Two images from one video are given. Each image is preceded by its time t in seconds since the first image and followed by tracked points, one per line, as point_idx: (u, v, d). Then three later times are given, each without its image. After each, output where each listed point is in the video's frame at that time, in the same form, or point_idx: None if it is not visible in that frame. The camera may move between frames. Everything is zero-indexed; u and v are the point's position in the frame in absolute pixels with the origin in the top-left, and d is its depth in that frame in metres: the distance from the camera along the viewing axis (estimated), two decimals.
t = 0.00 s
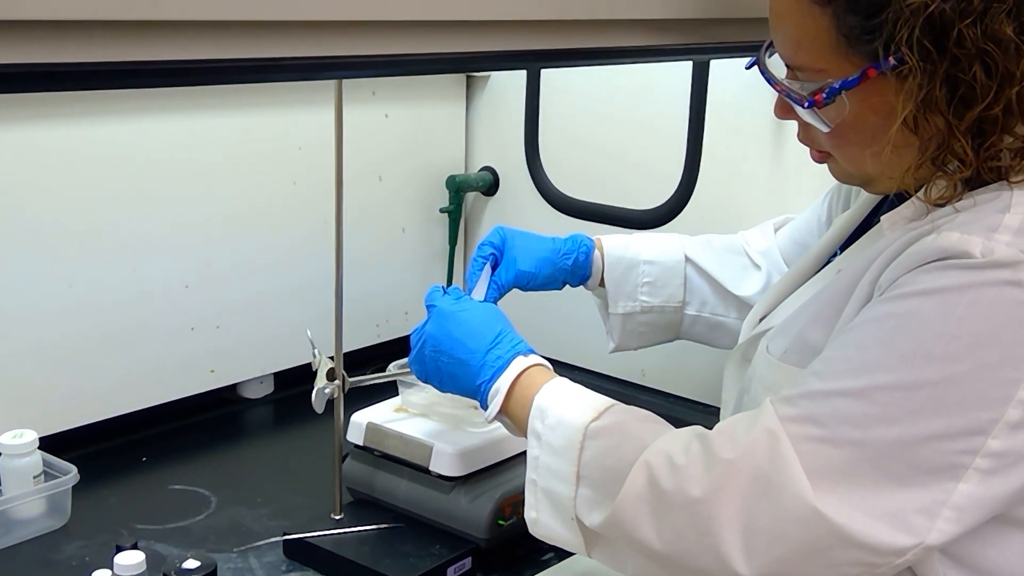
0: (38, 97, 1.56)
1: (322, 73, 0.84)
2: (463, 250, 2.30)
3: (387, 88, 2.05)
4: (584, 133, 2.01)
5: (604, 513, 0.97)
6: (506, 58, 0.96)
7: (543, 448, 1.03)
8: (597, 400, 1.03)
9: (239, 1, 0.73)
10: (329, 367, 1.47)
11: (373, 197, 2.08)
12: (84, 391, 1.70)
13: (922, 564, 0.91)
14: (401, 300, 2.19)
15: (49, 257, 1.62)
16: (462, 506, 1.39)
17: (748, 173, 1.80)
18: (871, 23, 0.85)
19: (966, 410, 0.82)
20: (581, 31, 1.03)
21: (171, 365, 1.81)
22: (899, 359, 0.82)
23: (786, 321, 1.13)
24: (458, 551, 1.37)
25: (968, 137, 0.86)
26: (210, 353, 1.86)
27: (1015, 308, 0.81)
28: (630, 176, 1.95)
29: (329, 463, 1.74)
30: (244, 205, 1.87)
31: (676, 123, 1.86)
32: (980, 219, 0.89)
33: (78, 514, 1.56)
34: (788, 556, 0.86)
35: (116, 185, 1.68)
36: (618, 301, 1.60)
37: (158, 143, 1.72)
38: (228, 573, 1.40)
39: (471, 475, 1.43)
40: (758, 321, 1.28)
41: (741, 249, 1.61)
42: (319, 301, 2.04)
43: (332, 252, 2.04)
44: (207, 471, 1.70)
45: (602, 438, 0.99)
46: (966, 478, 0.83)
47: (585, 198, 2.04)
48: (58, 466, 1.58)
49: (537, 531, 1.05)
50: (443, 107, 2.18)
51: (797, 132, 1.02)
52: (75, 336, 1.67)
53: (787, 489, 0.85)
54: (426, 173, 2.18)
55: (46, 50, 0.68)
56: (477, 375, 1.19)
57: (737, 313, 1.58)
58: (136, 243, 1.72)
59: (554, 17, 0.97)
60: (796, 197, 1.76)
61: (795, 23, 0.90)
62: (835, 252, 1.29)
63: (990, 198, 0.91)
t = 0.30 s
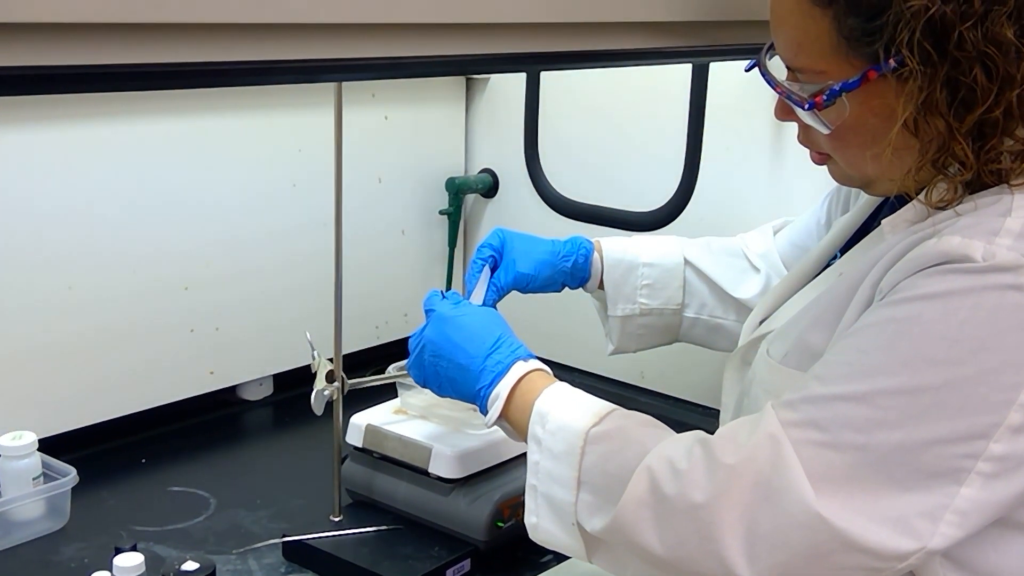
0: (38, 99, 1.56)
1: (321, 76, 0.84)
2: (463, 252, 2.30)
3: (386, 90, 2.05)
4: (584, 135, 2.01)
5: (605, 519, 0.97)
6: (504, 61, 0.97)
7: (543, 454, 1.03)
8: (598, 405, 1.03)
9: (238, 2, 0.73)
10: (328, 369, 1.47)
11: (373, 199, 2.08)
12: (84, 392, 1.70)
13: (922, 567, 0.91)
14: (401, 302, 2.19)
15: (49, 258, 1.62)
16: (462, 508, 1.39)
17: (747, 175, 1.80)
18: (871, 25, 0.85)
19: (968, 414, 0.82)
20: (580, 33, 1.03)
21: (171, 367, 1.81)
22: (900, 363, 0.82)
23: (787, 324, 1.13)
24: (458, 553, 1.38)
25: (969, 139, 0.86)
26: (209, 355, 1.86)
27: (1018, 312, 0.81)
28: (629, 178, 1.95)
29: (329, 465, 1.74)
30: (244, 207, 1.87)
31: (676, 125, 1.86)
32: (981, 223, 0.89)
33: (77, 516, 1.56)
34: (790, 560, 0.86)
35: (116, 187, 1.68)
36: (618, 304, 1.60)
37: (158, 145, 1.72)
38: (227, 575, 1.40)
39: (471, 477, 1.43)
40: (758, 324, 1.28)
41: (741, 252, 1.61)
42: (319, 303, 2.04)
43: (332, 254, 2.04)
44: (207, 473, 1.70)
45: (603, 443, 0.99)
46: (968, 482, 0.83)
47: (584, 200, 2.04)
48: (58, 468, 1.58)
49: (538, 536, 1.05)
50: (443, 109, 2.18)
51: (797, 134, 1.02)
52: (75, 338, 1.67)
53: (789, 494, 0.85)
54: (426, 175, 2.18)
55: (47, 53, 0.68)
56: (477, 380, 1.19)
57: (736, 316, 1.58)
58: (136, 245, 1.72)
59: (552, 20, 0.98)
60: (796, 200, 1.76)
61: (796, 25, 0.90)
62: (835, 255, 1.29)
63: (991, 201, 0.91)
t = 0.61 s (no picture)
0: (38, 97, 1.56)
1: (322, 74, 0.84)
2: (463, 251, 2.31)
3: (387, 89, 2.05)
4: (585, 134, 2.01)
5: (606, 518, 0.97)
6: (504, 59, 0.97)
7: (544, 453, 1.03)
8: (598, 405, 1.03)
9: None
10: (329, 368, 1.47)
11: (373, 198, 2.08)
12: (84, 391, 1.70)
13: (924, 566, 0.91)
14: (401, 301, 2.19)
15: (50, 257, 1.62)
16: (463, 507, 1.39)
17: (748, 175, 1.80)
18: (874, 24, 0.85)
19: (970, 412, 0.82)
20: (580, 32, 1.03)
21: (171, 365, 1.81)
22: (902, 362, 0.82)
23: (787, 322, 1.13)
24: (458, 552, 1.38)
25: (971, 137, 0.86)
26: (210, 353, 1.87)
27: (1019, 310, 0.82)
28: (630, 178, 1.95)
29: (329, 464, 1.74)
30: (244, 205, 1.87)
31: (676, 125, 1.86)
32: (982, 221, 0.89)
33: (77, 514, 1.56)
34: (792, 559, 0.86)
35: (117, 185, 1.68)
36: (618, 304, 1.60)
37: (159, 144, 1.72)
38: (228, 573, 1.40)
39: (472, 476, 1.43)
40: (759, 324, 1.28)
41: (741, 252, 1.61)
42: (320, 302, 2.04)
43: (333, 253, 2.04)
44: (207, 472, 1.70)
45: (604, 442, 0.99)
46: (970, 481, 0.83)
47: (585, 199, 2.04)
48: (59, 466, 1.58)
49: (538, 536, 1.05)
50: (443, 108, 2.18)
51: (799, 132, 1.02)
52: (75, 336, 1.67)
53: (791, 494, 0.85)
54: (426, 174, 2.18)
55: (50, 52, 0.68)
56: (478, 379, 1.19)
57: (736, 316, 1.58)
58: (137, 243, 1.72)
59: (552, 19, 0.98)
60: (796, 199, 1.76)
61: (799, 23, 0.90)
62: (836, 254, 1.29)
63: (993, 199, 0.91)
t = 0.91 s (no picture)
0: (38, 99, 1.56)
1: (322, 75, 0.84)
2: (463, 252, 2.31)
3: (387, 90, 2.05)
4: (584, 135, 2.01)
5: (606, 519, 0.97)
6: (501, 60, 0.97)
7: (543, 454, 1.03)
8: (597, 405, 1.03)
9: None
10: (329, 369, 1.47)
11: (373, 199, 2.08)
12: (84, 392, 1.70)
13: (924, 567, 0.91)
14: (401, 302, 2.19)
15: (50, 258, 1.62)
16: (463, 508, 1.39)
17: (747, 175, 1.80)
18: (874, 25, 0.85)
19: (970, 411, 0.82)
20: (578, 33, 1.04)
21: (171, 367, 1.81)
22: (902, 361, 0.82)
23: (786, 322, 1.13)
24: (459, 553, 1.38)
25: (971, 138, 0.86)
26: (210, 354, 1.87)
27: (1019, 309, 0.82)
28: (630, 179, 1.95)
29: (329, 465, 1.74)
30: (244, 206, 1.87)
31: (676, 126, 1.86)
32: (982, 220, 0.89)
33: (77, 516, 1.56)
34: (793, 560, 0.86)
35: (117, 187, 1.68)
36: (618, 304, 1.60)
37: (158, 145, 1.73)
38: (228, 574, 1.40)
39: (471, 477, 1.43)
40: (757, 325, 1.28)
41: (740, 253, 1.61)
42: (320, 303, 2.04)
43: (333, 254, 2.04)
44: (207, 473, 1.70)
45: (602, 443, 0.99)
46: (970, 480, 0.83)
47: (585, 200, 2.04)
48: (59, 468, 1.58)
49: (538, 537, 1.05)
50: (443, 109, 2.18)
51: (799, 132, 1.02)
52: (76, 338, 1.68)
53: (790, 494, 0.85)
54: (426, 175, 2.19)
55: (52, 54, 0.68)
56: (477, 381, 1.19)
57: (736, 317, 1.58)
58: (137, 244, 1.72)
59: (551, 20, 0.98)
60: (796, 199, 1.76)
61: (799, 23, 0.90)
62: (835, 254, 1.29)
63: (992, 198, 0.91)
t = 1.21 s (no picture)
0: (41, 99, 1.57)
1: (324, 76, 0.84)
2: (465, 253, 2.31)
3: (389, 90, 2.05)
4: (587, 136, 2.01)
5: (607, 521, 0.97)
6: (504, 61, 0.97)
7: (545, 456, 1.03)
8: (599, 407, 1.03)
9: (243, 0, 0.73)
10: (331, 370, 1.47)
11: (375, 199, 2.08)
12: (86, 392, 1.70)
13: (925, 570, 0.91)
14: (403, 303, 2.19)
15: (53, 258, 1.62)
16: (465, 508, 1.39)
17: (749, 176, 1.80)
18: (878, 25, 0.85)
19: (972, 415, 0.81)
20: (578, 35, 1.03)
21: (173, 367, 1.81)
22: (904, 364, 0.82)
23: (788, 324, 1.13)
24: (460, 554, 1.38)
25: (975, 139, 0.85)
26: (212, 354, 1.87)
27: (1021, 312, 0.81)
28: (632, 179, 1.95)
29: (330, 465, 1.74)
30: (246, 207, 1.87)
31: (678, 126, 1.86)
32: (985, 222, 0.88)
33: (79, 515, 1.56)
34: (795, 563, 0.86)
35: (119, 187, 1.69)
36: (621, 305, 1.59)
37: (161, 146, 1.73)
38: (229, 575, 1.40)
39: (472, 478, 1.43)
40: (759, 326, 1.28)
41: (743, 254, 1.61)
42: (322, 303, 2.04)
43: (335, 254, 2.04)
44: (209, 474, 1.70)
45: (604, 445, 0.99)
46: (973, 484, 0.83)
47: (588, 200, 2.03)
48: (61, 468, 1.58)
49: (539, 539, 1.05)
50: (446, 110, 2.18)
51: (802, 133, 1.02)
52: (78, 338, 1.68)
53: (792, 498, 0.85)
54: (428, 175, 2.18)
55: (53, 54, 0.68)
56: (478, 382, 1.19)
57: (739, 318, 1.58)
58: (139, 245, 1.73)
59: (552, 21, 0.97)
60: (798, 201, 1.76)
61: (802, 24, 0.90)
62: (838, 255, 1.29)
63: (994, 201, 0.91)
